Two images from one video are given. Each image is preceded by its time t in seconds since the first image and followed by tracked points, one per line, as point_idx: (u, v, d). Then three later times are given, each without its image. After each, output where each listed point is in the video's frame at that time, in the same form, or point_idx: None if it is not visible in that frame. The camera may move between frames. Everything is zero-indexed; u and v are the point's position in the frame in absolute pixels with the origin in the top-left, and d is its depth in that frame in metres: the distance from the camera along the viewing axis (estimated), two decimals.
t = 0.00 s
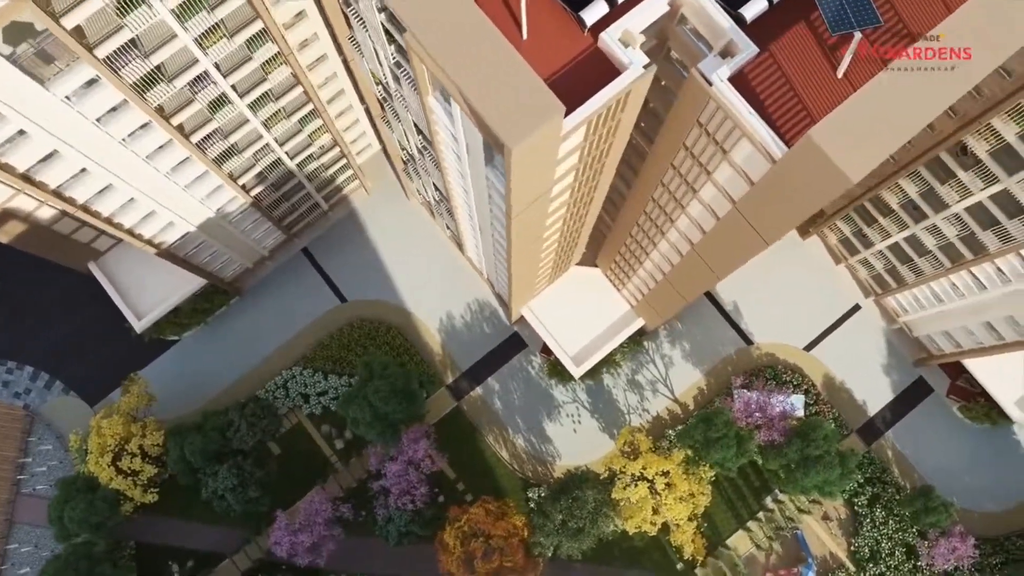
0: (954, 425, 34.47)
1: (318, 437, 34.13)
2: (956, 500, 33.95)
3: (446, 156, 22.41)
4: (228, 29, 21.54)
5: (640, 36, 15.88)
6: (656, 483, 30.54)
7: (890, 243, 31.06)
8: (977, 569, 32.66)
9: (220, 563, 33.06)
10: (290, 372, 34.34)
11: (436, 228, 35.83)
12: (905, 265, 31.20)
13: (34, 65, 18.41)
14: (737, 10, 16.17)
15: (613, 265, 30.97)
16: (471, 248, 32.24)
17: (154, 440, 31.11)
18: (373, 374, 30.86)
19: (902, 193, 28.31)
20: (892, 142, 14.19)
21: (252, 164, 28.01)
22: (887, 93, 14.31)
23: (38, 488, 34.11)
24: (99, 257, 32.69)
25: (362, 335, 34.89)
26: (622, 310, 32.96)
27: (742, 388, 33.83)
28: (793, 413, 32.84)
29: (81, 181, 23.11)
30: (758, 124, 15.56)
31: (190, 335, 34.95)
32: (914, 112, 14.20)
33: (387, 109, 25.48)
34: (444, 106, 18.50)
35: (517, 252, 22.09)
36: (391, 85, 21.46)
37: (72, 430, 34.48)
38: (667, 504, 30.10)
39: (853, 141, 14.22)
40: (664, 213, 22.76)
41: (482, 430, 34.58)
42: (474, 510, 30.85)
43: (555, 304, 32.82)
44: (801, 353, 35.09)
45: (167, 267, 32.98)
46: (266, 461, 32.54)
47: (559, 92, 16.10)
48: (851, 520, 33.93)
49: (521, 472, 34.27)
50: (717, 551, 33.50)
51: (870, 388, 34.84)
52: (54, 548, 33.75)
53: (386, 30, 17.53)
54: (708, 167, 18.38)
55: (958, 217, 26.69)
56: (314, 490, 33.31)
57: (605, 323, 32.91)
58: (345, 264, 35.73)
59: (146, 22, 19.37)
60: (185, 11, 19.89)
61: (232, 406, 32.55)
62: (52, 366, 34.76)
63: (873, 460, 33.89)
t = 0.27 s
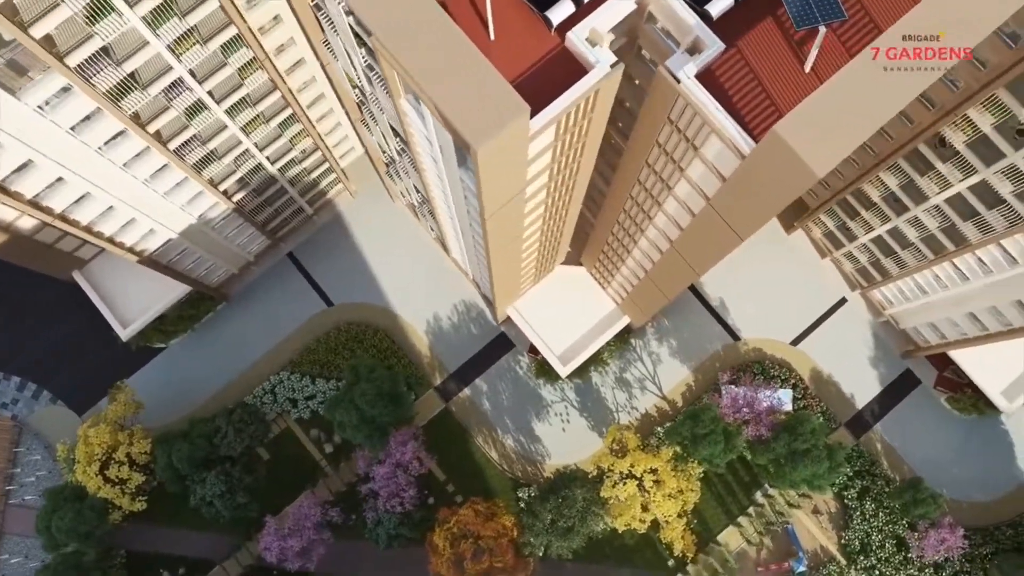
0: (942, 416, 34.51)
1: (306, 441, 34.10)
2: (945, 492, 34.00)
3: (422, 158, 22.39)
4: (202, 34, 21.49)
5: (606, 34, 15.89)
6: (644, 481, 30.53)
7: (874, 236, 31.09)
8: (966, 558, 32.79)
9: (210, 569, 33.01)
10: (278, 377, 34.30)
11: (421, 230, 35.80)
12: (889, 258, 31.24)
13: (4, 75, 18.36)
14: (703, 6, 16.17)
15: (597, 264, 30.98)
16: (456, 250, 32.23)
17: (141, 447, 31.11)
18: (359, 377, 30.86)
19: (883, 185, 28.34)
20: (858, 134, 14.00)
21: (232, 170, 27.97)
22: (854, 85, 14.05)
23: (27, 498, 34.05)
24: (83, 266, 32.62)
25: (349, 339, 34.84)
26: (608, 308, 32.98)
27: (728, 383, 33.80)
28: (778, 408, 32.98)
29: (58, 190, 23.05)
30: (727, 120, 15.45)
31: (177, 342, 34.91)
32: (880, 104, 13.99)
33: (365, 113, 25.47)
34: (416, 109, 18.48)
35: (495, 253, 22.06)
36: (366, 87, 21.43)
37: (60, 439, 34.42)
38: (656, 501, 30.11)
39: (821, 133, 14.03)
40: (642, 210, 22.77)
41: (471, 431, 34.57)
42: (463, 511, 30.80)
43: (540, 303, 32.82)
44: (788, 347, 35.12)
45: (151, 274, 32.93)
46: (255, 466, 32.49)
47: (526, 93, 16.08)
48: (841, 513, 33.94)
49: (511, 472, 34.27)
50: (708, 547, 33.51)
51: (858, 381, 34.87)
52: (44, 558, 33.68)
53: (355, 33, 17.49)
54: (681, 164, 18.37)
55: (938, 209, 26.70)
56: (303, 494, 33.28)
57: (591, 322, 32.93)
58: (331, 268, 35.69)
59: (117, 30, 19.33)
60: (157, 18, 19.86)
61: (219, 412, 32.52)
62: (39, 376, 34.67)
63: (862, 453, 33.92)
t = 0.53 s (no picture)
0: (931, 408, 34.58)
1: (296, 446, 34.07)
2: (935, 484, 34.06)
3: (399, 161, 22.39)
4: (176, 41, 21.44)
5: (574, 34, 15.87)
6: (633, 479, 30.52)
7: (857, 230, 31.12)
8: (956, 549, 32.90)
9: None
10: (266, 382, 34.26)
11: (406, 232, 35.76)
12: (873, 251, 31.27)
13: None
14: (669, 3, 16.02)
15: (582, 263, 30.98)
16: (440, 251, 32.24)
17: (129, 455, 31.00)
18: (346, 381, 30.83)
19: (864, 178, 28.37)
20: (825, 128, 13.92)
21: (213, 176, 27.93)
22: (824, 77, 13.97)
23: (17, 509, 33.97)
24: (68, 275, 32.55)
25: (337, 342, 34.82)
26: (594, 306, 32.97)
27: (716, 379, 33.82)
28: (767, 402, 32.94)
29: (37, 200, 22.99)
30: (695, 117, 15.45)
31: (165, 349, 34.87)
32: (849, 98, 13.92)
33: (344, 117, 25.45)
34: (388, 111, 18.47)
35: (474, 255, 22.06)
36: (340, 91, 21.40)
37: (49, 449, 34.35)
38: (646, 499, 30.13)
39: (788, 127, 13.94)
40: (621, 208, 22.77)
41: (460, 432, 34.56)
42: (452, 513, 30.79)
43: (526, 302, 32.87)
44: (775, 343, 35.15)
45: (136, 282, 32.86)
46: (243, 472, 32.44)
47: (494, 95, 16.08)
48: (831, 507, 33.97)
49: (501, 473, 34.27)
50: (698, 544, 33.54)
51: (846, 374, 34.91)
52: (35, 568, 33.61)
53: (324, 36, 17.44)
54: (655, 161, 18.39)
55: (919, 202, 26.73)
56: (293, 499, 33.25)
57: (578, 320, 32.92)
58: (317, 272, 35.66)
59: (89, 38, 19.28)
60: (129, 26, 19.83)
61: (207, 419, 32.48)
62: (26, 386, 34.60)
63: (851, 447, 33.97)
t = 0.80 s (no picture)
0: (919, 401, 34.63)
1: (285, 451, 34.04)
2: (925, 476, 34.12)
3: (377, 164, 22.39)
4: (151, 49, 21.39)
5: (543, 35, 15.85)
6: (622, 477, 30.51)
7: (841, 224, 31.14)
8: (947, 541, 32.93)
9: None
10: (254, 388, 34.23)
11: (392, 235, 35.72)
12: (857, 245, 31.30)
13: None
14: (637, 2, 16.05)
15: (566, 263, 30.97)
16: (425, 253, 32.24)
17: (117, 464, 30.92)
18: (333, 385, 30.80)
19: (847, 173, 28.40)
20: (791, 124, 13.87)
21: (195, 183, 27.88)
22: (790, 73, 13.93)
23: (7, 519, 33.92)
24: (53, 284, 32.50)
25: (324, 347, 34.80)
26: (581, 305, 32.96)
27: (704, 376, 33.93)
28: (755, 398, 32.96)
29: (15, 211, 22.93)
30: (664, 116, 15.43)
31: (152, 357, 34.83)
32: (816, 93, 13.87)
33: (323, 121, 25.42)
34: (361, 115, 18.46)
35: (453, 257, 22.07)
36: (316, 95, 21.37)
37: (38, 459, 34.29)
38: (635, 497, 30.15)
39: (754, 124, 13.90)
40: (600, 207, 22.80)
41: (450, 434, 34.55)
42: (442, 515, 30.78)
43: (512, 302, 32.90)
44: (763, 338, 35.18)
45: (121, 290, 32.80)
46: (233, 478, 32.40)
47: (464, 97, 16.06)
48: (822, 501, 34.01)
49: (491, 474, 34.26)
50: (690, 541, 33.57)
51: (834, 369, 34.96)
52: None
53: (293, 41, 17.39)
54: (629, 160, 18.40)
55: (901, 195, 26.75)
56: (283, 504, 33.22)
57: (565, 320, 32.91)
58: (304, 276, 35.63)
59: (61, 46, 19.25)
60: (103, 34, 19.79)
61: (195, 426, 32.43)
62: (14, 396, 34.52)
63: (840, 441, 34.02)
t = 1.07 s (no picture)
0: (908, 394, 34.68)
1: (275, 457, 34.01)
2: (915, 470, 34.16)
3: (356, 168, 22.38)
4: (126, 56, 21.37)
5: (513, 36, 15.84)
6: (611, 476, 30.47)
7: (826, 219, 31.16)
8: (938, 534, 32.97)
9: None
10: (243, 394, 34.18)
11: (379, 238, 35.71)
12: (842, 239, 31.34)
13: None
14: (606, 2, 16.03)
15: (552, 263, 30.96)
16: (411, 256, 32.22)
17: (105, 473, 30.83)
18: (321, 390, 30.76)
19: (829, 168, 28.42)
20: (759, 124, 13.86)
21: (177, 190, 27.84)
22: (758, 72, 13.92)
23: None
24: (39, 293, 32.44)
25: (313, 351, 34.76)
26: (568, 304, 32.94)
27: (693, 374, 33.94)
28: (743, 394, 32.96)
29: None
30: (635, 115, 15.40)
31: (140, 364, 34.78)
32: (784, 92, 13.83)
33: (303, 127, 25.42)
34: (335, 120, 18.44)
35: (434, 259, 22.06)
36: (292, 100, 21.34)
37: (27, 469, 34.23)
38: (624, 496, 30.09)
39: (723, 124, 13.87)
40: (580, 207, 22.81)
41: (440, 436, 34.54)
42: (432, 517, 30.74)
43: (499, 303, 32.92)
44: (752, 334, 35.20)
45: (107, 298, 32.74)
46: (222, 485, 32.35)
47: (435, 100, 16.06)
48: (812, 496, 34.04)
49: (482, 475, 34.26)
50: (681, 539, 33.63)
51: (822, 363, 34.99)
52: None
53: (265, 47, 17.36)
54: (605, 160, 18.38)
55: (883, 189, 26.77)
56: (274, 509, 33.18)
57: (552, 320, 32.90)
58: (291, 281, 35.60)
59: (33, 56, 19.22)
60: (76, 43, 19.77)
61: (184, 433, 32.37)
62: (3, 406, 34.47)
63: (830, 436, 34.06)
